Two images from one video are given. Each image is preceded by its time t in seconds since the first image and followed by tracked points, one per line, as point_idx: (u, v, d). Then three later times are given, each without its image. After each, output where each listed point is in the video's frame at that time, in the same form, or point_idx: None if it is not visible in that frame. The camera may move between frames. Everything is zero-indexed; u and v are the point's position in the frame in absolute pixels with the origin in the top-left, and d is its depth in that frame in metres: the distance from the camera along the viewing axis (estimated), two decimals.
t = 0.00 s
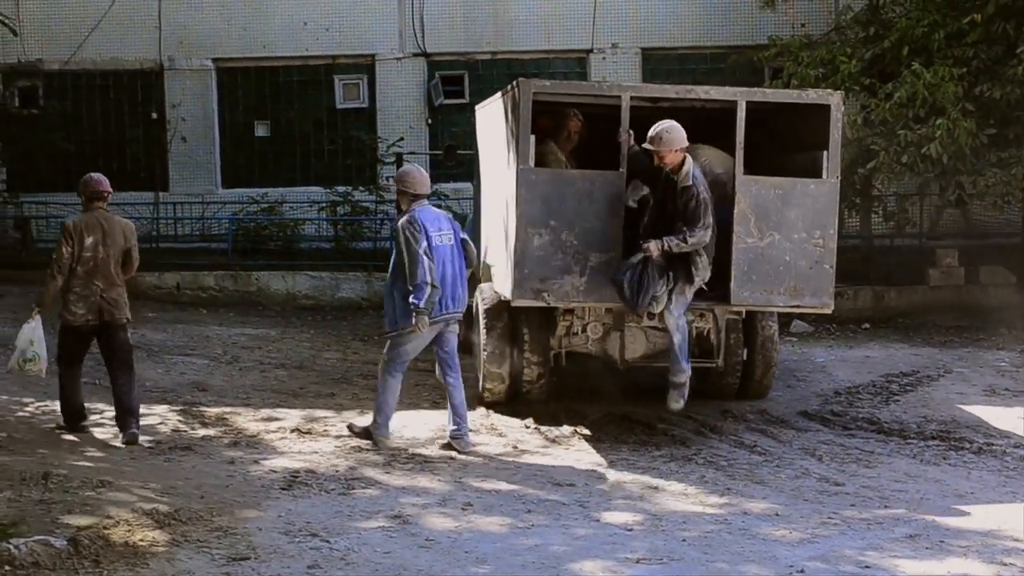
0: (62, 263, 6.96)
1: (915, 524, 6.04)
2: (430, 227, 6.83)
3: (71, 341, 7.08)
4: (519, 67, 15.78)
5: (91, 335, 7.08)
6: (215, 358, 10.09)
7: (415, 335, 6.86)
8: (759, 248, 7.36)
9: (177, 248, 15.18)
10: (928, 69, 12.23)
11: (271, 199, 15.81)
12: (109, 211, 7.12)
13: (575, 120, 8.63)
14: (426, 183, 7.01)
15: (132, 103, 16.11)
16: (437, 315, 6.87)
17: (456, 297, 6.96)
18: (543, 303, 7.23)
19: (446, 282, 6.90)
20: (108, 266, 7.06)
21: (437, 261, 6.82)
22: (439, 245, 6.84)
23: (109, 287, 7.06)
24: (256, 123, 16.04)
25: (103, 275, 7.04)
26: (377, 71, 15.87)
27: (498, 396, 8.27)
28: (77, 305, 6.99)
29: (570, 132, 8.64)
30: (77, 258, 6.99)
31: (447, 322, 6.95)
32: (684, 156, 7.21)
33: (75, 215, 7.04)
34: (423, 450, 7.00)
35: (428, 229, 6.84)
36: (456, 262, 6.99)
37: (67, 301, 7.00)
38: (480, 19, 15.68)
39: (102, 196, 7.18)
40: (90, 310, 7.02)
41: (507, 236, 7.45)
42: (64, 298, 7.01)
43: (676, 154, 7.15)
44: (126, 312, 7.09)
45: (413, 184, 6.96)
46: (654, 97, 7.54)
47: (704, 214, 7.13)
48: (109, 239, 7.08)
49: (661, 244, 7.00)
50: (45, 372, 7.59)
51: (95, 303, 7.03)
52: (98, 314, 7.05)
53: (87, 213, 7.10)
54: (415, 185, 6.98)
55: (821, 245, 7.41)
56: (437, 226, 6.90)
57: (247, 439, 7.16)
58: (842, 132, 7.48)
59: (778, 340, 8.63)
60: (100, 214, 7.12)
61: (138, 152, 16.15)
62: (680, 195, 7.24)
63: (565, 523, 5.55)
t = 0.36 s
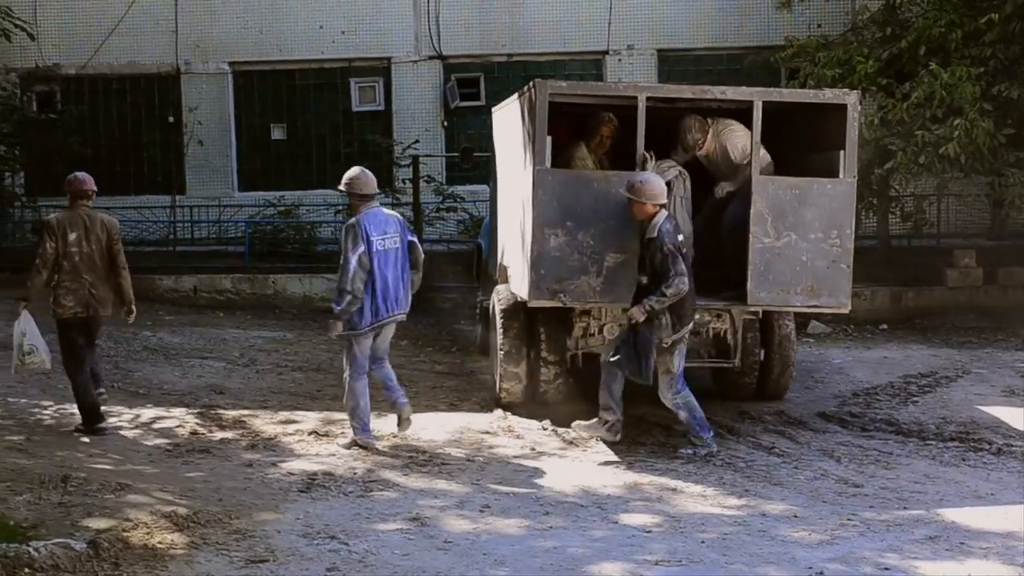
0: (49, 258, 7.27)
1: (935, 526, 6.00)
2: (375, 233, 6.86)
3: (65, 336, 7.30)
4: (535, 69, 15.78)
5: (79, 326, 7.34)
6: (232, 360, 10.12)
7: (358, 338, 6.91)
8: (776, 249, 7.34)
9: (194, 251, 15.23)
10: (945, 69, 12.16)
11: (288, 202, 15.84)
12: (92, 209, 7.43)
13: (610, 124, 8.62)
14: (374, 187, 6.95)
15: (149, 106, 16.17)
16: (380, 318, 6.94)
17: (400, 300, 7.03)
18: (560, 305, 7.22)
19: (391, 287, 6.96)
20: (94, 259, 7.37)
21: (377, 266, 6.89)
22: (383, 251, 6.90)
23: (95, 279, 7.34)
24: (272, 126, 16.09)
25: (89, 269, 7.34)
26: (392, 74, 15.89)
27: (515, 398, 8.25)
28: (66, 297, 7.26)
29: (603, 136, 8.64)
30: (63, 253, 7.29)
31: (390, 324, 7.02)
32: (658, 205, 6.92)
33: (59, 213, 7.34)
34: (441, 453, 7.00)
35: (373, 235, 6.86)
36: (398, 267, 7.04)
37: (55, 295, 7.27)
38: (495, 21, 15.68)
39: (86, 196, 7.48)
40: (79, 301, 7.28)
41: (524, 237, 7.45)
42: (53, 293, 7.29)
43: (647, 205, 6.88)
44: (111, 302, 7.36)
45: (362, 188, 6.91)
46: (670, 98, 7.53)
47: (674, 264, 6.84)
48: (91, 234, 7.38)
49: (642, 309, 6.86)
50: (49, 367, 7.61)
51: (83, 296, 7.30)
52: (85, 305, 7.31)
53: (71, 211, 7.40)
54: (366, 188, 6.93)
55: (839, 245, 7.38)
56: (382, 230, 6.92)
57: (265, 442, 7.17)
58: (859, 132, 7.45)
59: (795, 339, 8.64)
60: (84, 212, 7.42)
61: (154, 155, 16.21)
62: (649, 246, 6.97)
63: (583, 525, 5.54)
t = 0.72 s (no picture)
0: (45, 252, 7.56)
1: (947, 528, 5.98)
2: (333, 233, 7.22)
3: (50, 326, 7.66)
4: (547, 69, 15.78)
5: (65, 319, 7.69)
6: (244, 360, 10.14)
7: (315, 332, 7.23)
8: (788, 250, 7.33)
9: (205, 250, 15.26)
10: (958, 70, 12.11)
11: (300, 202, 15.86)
12: (86, 208, 7.76)
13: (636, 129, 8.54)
14: (344, 193, 7.34)
15: (161, 107, 16.20)
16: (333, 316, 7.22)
17: (354, 301, 7.27)
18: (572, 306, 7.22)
19: (345, 286, 7.24)
20: (85, 255, 7.70)
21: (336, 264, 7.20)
22: (340, 251, 7.22)
23: (86, 274, 7.70)
24: (284, 126, 16.11)
25: (80, 264, 7.68)
26: (404, 74, 15.90)
27: (527, 400, 8.25)
28: (57, 291, 7.58)
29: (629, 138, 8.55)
30: (58, 248, 7.59)
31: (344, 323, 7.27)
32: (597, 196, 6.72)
33: (56, 209, 7.65)
34: (452, 454, 7.00)
35: (332, 235, 7.23)
36: (362, 269, 7.34)
37: (46, 287, 7.57)
38: (508, 22, 15.68)
39: (80, 196, 7.75)
40: (69, 295, 7.63)
41: (535, 239, 7.44)
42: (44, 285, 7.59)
43: (583, 197, 6.68)
44: (99, 298, 7.74)
45: (330, 190, 7.31)
46: (683, 99, 7.52)
47: (608, 254, 6.57)
48: (84, 231, 7.72)
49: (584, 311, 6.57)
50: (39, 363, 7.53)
51: (74, 290, 7.65)
52: (75, 300, 7.67)
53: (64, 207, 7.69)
54: (335, 192, 7.32)
55: (851, 247, 7.36)
56: (348, 231, 7.29)
57: (277, 442, 7.19)
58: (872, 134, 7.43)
59: (807, 342, 8.60)
60: (78, 210, 7.73)
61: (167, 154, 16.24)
62: (585, 238, 6.70)
63: (595, 526, 5.54)
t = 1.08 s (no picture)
0: (32, 255, 7.77)
1: (962, 531, 5.95)
2: (311, 233, 7.47)
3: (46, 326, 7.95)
4: (560, 71, 15.78)
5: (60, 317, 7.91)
6: (257, 362, 10.17)
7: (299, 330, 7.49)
8: (801, 252, 7.32)
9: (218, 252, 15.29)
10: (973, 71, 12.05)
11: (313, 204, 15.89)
12: (72, 210, 7.93)
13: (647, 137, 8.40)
14: (317, 193, 7.57)
15: (175, 109, 16.25)
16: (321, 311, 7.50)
17: (340, 294, 7.55)
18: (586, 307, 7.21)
19: (330, 282, 7.50)
20: (74, 255, 7.88)
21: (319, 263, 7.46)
22: (320, 250, 7.47)
23: (75, 274, 7.87)
24: (297, 129, 16.15)
25: (69, 264, 7.86)
26: (417, 76, 15.93)
27: (541, 400, 8.27)
28: (47, 291, 7.82)
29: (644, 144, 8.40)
30: (45, 251, 7.81)
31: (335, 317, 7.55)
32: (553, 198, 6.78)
33: (41, 213, 7.86)
34: (466, 455, 7.00)
35: (310, 234, 7.47)
36: (343, 265, 7.60)
37: (38, 289, 7.83)
38: (520, 24, 15.68)
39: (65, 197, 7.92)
40: (59, 295, 7.83)
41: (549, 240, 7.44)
42: (35, 286, 7.84)
43: (536, 199, 6.76)
44: (91, 296, 7.90)
45: (302, 192, 7.53)
46: (696, 101, 7.52)
47: (548, 253, 6.57)
48: (70, 231, 7.89)
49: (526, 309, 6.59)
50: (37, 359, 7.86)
51: (64, 290, 7.83)
52: (67, 299, 7.86)
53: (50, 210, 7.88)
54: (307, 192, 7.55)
55: (865, 248, 7.34)
56: (325, 230, 7.53)
57: (290, 444, 7.20)
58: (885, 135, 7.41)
59: (821, 343, 8.56)
60: (64, 212, 7.90)
61: (180, 156, 16.29)
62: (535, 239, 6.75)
63: (608, 528, 5.53)
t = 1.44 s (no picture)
0: (17, 244, 8.25)
1: (970, 533, 5.93)
2: (276, 227, 7.66)
3: (39, 315, 8.29)
4: (568, 72, 15.77)
5: (49, 304, 8.32)
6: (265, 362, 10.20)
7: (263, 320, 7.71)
8: (810, 253, 7.31)
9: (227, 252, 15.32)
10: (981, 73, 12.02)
11: (322, 205, 15.91)
12: (56, 200, 8.40)
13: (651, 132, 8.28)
14: (284, 187, 7.79)
15: (183, 109, 16.28)
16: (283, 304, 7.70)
17: (301, 287, 7.77)
18: (594, 309, 7.21)
19: (291, 276, 7.71)
20: (58, 243, 8.33)
21: (281, 256, 7.67)
22: (284, 244, 7.67)
23: (61, 260, 8.31)
24: (305, 129, 16.16)
25: (54, 251, 8.31)
26: (426, 77, 15.94)
27: (548, 402, 8.27)
28: (35, 279, 8.22)
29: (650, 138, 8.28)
30: (30, 239, 8.27)
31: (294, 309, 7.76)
32: (501, 199, 6.92)
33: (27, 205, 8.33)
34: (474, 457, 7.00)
35: (275, 228, 7.66)
36: (305, 260, 7.82)
37: (25, 277, 8.24)
38: (529, 25, 15.68)
39: (50, 189, 8.41)
40: (47, 281, 8.25)
41: (558, 241, 7.43)
42: (23, 275, 8.26)
43: (485, 199, 6.90)
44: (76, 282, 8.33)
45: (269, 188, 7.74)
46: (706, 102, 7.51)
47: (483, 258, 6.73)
48: (55, 220, 8.36)
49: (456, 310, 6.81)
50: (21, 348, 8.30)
51: (51, 276, 8.27)
52: (54, 286, 8.28)
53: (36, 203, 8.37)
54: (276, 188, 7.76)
55: (874, 249, 7.33)
56: (289, 225, 7.74)
57: (299, 444, 7.21)
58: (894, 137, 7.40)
59: (830, 344, 8.55)
60: (49, 203, 8.38)
61: (189, 156, 16.32)
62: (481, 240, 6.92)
63: (616, 529, 5.53)
